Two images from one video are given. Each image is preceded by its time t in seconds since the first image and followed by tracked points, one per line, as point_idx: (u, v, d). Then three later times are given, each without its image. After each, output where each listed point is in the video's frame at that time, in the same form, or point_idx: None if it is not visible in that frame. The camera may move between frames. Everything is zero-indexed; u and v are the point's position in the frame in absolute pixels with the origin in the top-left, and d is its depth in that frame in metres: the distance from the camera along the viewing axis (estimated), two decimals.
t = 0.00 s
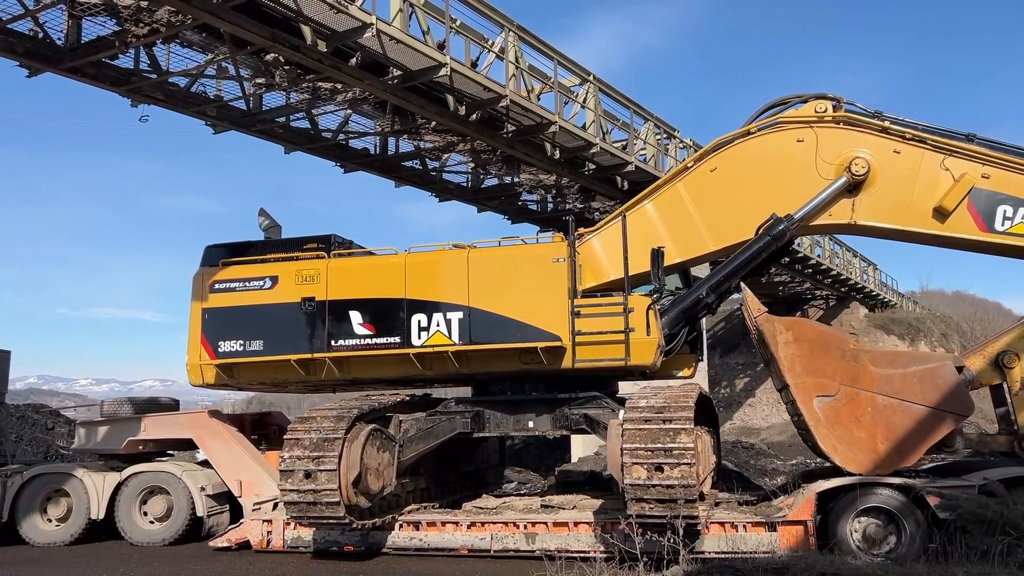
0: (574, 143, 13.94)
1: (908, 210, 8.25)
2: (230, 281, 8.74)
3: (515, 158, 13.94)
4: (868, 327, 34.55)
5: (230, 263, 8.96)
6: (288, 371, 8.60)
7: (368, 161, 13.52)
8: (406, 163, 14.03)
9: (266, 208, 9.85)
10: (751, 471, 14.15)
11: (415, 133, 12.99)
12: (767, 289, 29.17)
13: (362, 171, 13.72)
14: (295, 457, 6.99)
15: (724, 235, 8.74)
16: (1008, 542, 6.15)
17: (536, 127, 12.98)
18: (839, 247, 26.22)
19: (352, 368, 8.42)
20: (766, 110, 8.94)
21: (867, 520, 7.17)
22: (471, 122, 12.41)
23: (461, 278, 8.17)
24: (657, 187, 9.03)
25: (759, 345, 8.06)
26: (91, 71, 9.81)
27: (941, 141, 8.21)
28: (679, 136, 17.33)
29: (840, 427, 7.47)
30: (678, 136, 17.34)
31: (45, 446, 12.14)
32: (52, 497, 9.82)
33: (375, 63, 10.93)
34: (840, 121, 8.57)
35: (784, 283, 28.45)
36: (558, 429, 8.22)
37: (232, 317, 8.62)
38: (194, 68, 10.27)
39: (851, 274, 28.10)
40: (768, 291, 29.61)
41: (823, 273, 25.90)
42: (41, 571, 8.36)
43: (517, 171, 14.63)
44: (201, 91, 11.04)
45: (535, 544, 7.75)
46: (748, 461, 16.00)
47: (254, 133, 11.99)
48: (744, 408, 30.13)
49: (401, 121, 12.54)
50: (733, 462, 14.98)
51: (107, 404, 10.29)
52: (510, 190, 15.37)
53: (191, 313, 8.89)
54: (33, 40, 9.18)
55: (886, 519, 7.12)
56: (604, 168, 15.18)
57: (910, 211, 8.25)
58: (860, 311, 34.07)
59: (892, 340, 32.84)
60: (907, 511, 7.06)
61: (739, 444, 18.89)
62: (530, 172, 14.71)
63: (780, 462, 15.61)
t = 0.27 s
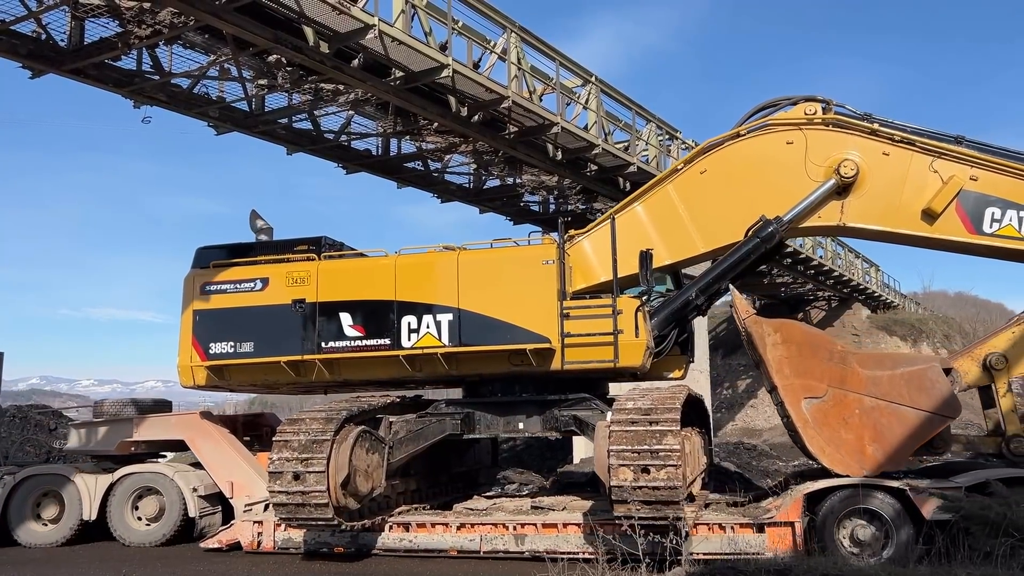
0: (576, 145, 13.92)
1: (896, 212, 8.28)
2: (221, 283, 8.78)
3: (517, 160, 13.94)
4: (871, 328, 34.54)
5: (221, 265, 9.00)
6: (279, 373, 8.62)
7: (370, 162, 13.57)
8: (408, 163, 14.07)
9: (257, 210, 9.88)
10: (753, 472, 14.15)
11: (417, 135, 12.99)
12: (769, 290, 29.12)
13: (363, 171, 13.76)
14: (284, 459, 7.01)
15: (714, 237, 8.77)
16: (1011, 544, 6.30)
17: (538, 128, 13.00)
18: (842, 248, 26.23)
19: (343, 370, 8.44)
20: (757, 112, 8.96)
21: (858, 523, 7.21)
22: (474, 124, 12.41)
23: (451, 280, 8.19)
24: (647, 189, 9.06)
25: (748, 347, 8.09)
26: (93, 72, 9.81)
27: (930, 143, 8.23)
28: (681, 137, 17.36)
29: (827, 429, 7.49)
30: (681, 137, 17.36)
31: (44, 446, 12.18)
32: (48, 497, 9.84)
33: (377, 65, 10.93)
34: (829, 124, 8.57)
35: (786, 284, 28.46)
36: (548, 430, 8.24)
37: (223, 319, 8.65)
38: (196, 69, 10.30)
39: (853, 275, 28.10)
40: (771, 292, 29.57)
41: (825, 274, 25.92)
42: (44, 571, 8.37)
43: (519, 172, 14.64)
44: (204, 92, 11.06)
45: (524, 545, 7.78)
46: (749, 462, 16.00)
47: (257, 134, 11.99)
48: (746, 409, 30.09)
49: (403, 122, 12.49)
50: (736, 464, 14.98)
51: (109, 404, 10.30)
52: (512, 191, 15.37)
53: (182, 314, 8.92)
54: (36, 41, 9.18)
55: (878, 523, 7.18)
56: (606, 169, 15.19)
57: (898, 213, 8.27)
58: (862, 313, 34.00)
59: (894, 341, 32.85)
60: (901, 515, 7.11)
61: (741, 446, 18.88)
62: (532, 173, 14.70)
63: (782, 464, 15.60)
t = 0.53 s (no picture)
0: (578, 146, 13.95)
1: (885, 214, 8.30)
2: (212, 284, 8.80)
3: (519, 161, 13.94)
4: (874, 328, 34.51)
5: (212, 266, 9.02)
6: (270, 374, 8.65)
7: (372, 164, 13.57)
8: (411, 164, 14.09)
9: (249, 212, 9.88)
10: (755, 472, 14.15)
11: (421, 136, 12.99)
12: (773, 291, 29.08)
13: (366, 172, 13.74)
14: (272, 460, 7.04)
15: (704, 239, 8.80)
16: (1015, 546, 6.32)
17: (541, 129, 13.00)
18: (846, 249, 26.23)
19: (333, 371, 8.45)
20: (746, 114, 8.98)
21: (847, 526, 7.22)
22: (476, 124, 12.42)
23: (440, 282, 8.21)
24: (637, 191, 9.10)
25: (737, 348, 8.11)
26: (97, 72, 9.83)
27: (918, 146, 8.25)
28: (684, 138, 17.39)
29: (815, 431, 7.51)
30: (684, 138, 17.39)
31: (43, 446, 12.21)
32: (42, 496, 9.86)
33: (380, 66, 10.93)
34: (819, 126, 8.59)
35: (789, 285, 28.46)
36: (538, 432, 8.25)
37: (214, 320, 8.68)
38: (199, 70, 10.32)
39: (856, 276, 28.08)
40: (774, 293, 29.52)
41: (828, 275, 25.94)
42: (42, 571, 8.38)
43: (522, 173, 14.65)
44: (207, 93, 11.07)
45: (513, 546, 7.79)
46: (751, 464, 15.99)
47: (261, 135, 11.98)
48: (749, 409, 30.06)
49: (405, 123, 12.47)
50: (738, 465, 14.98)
51: (112, 405, 10.44)
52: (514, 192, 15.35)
53: (173, 315, 8.94)
54: (39, 42, 9.18)
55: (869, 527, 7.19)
56: (609, 170, 15.20)
57: (886, 215, 8.29)
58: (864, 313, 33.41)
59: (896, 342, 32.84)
60: (894, 519, 7.13)
61: (743, 447, 18.87)
62: (534, 174, 14.77)
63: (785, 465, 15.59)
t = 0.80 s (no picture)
0: (581, 147, 13.98)
1: (873, 216, 8.32)
2: (203, 285, 8.83)
3: (522, 162, 13.96)
4: (877, 330, 34.49)
5: (204, 267, 9.05)
6: (260, 375, 8.67)
7: (376, 164, 13.56)
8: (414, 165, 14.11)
9: (240, 214, 9.90)
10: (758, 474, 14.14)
11: (423, 137, 13.04)
12: (776, 292, 29.06)
13: (368, 172, 13.69)
14: (261, 460, 7.06)
15: (693, 240, 8.83)
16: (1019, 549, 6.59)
17: (544, 130, 12.99)
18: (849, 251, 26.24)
19: (323, 372, 8.48)
20: (737, 116, 9.01)
21: (833, 526, 7.26)
22: (479, 125, 12.41)
23: (430, 283, 8.24)
24: (628, 193, 9.14)
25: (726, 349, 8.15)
26: (100, 73, 9.83)
27: (907, 148, 8.27)
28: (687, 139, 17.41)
29: (802, 432, 7.52)
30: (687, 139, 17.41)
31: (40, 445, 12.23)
32: (33, 497, 9.89)
33: (382, 67, 10.91)
34: (809, 128, 8.61)
35: (792, 287, 28.45)
36: (528, 433, 8.27)
37: (205, 321, 8.70)
38: (202, 70, 10.34)
39: (859, 277, 28.06)
40: (777, 294, 29.49)
41: (831, 276, 25.96)
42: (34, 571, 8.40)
43: (524, 174, 14.69)
44: (210, 94, 11.09)
45: (502, 546, 7.81)
46: (753, 465, 15.98)
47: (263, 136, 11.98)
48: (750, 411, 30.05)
49: (408, 124, 12.52)
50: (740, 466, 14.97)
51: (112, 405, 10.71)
52: (517, 193, 15.35)
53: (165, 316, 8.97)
54: (43, 43, 9.20)
55: (855, 528, 7.23)
56: (612, 171, 15.20)
57: (874, 217, 8.32)
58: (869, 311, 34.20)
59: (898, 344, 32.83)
60: (880, 521, 7.18)
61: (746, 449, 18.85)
62: (537, 175, 14.84)
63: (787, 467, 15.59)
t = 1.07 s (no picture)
0: (582, 148, 14.01)
1: (861, 218, 8.35)
2: (193, 286, 8.86)
3: (524, 162, 13.98)
4: (879, 331, 34.50)
5: (195, 268, 9.09)
6: (250, 376, 8.70)
7: (378, 165, 13.54)
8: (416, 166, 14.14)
9: (231, 214, 9.94)
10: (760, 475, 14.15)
11: (425, 138, 13.10)
12: (778, 293, 29.05)
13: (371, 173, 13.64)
14: (249, 461, 7.09)
15: (683, 242, 8.86)
16: None
17: (546, 130, 13.04)
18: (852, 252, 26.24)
19: (313, 373, 8.51)
20: (726, 119, 9.04)
21: (820, 526, 7.32)
22: (481, 126, 12.42)
23: (420, 284, 8.26)
24: (617, 195, 9.18)
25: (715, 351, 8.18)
26: (103, 74, 9.83)
27: (895, 150, 8.30)
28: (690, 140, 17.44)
29: (789, 433, 7.55)
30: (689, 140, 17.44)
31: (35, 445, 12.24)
32: (25, 497, 9.91)
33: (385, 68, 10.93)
34: (797, 129, 8.64)
35: (795, 288, 28.46)
36: (517, 434, 8.30)
37: (196, 322, 8.73)
38: (205, 71, 10.36)
39: (862, 279, 28.07)
40: (780, 295, 29.55)
41: (833, 277, 25.99)
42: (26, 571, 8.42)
43: (527, 175, 14.72)
44: (213, 94, 11.12)
45: (490, 547, 7.82)
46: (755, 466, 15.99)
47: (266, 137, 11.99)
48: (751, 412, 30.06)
49: (411, 125, 12.63)
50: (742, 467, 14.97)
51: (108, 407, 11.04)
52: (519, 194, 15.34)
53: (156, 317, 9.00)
54: (46, 43, 9.21)
55: (842, 528, 7.29)
56: (614, 171, 15.21)
57: (863, 219, 8.34)
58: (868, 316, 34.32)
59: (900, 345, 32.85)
60: (865, 520, 7.24)
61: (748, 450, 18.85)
62: (539, 176, 14.88)
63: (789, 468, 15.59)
